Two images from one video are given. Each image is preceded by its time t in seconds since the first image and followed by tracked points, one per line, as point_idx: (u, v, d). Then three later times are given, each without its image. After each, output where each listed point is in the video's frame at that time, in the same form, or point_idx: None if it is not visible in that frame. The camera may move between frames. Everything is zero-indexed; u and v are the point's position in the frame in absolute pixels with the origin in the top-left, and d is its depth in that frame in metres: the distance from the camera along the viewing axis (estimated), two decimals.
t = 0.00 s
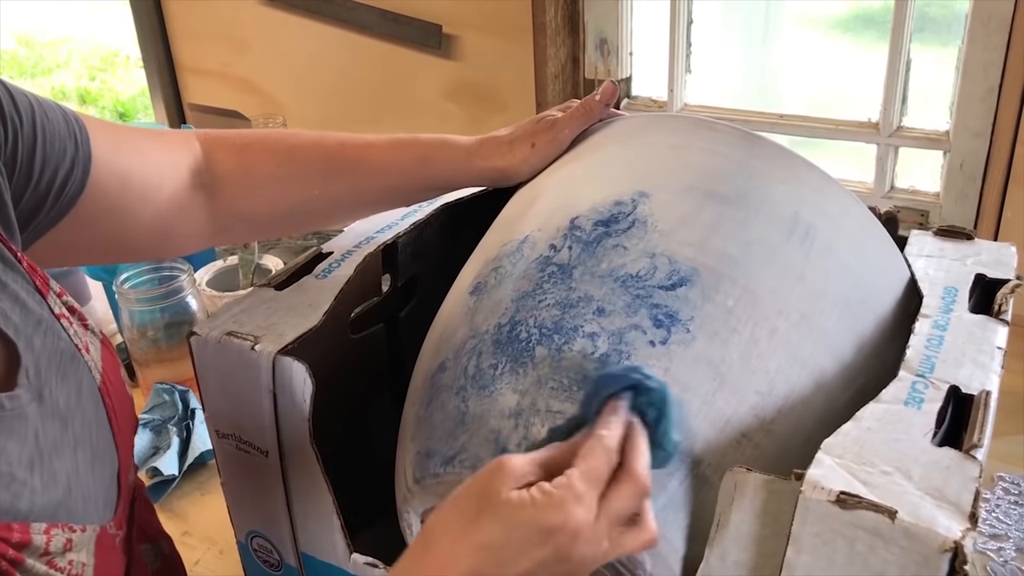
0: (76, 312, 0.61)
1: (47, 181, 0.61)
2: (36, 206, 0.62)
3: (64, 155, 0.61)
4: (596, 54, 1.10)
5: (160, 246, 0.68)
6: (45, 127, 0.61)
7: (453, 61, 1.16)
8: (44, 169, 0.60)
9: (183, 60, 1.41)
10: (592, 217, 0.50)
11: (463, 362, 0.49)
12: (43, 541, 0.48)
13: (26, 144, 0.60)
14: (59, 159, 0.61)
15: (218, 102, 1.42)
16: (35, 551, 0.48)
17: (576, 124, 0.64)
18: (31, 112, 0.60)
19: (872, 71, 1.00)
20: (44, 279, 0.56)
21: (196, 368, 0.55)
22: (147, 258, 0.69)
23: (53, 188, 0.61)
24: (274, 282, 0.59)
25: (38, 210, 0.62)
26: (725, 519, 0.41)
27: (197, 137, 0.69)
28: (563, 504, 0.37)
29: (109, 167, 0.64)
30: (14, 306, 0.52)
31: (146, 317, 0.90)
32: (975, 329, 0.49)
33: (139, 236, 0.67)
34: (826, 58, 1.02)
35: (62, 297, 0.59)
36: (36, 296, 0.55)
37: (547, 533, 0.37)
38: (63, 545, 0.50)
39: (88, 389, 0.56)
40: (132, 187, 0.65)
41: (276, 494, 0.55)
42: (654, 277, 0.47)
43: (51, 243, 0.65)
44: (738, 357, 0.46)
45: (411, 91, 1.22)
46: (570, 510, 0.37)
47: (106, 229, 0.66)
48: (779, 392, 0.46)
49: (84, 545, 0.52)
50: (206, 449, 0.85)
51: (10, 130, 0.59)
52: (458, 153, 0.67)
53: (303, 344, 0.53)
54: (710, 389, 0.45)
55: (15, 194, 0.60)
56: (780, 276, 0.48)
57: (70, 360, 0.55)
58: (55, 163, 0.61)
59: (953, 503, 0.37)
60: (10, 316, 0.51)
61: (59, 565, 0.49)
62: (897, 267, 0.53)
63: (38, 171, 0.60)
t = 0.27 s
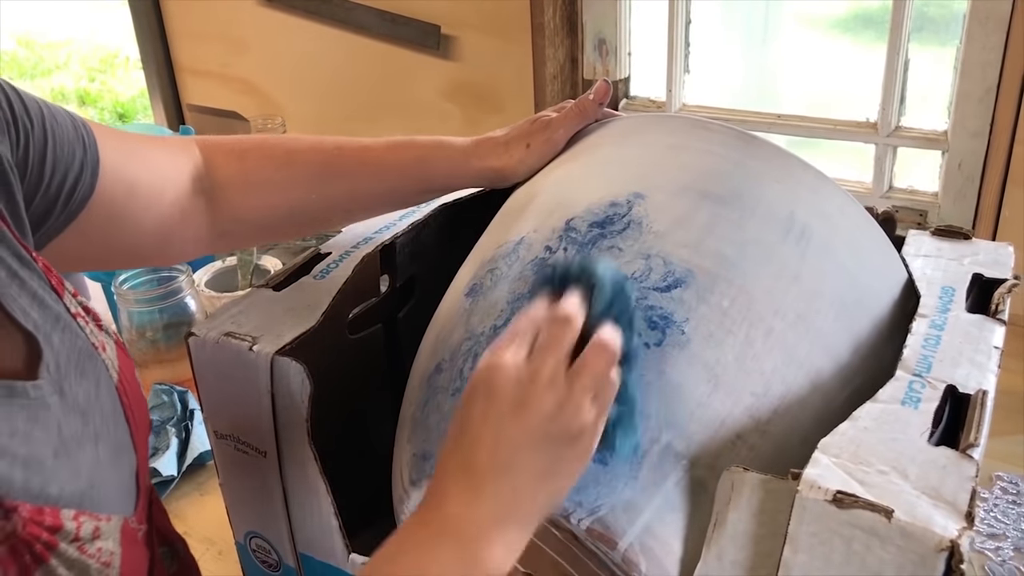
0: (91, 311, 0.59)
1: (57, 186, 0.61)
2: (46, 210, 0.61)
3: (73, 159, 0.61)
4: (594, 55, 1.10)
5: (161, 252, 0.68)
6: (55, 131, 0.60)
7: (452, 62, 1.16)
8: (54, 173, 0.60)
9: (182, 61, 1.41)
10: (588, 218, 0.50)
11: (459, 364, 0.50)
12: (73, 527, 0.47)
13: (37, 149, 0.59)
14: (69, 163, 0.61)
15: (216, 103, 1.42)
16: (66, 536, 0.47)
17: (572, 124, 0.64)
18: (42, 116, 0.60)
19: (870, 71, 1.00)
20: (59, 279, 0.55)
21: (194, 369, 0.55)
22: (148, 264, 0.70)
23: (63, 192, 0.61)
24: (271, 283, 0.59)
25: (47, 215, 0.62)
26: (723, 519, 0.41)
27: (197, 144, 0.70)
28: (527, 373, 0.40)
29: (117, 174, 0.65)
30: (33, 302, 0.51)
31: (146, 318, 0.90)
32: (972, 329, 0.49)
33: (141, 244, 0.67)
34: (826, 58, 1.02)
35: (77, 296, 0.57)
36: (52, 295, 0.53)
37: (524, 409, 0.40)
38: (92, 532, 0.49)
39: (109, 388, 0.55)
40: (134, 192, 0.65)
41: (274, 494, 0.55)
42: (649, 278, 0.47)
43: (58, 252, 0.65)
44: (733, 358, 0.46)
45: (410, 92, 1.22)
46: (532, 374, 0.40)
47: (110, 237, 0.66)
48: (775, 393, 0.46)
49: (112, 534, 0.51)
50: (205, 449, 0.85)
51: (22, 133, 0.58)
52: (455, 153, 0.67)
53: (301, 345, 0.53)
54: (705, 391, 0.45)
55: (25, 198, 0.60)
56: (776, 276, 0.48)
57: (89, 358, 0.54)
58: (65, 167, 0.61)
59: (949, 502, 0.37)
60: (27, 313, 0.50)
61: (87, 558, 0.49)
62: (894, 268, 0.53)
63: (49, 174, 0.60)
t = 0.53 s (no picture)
0: (104, 307, 0.57)
1: (65, 191, 0.61)
2: (55, 214, 0.61)
3: (80, 164, 0.61)
4: (593, 57, 1.10)
5: (167, 261, 0.68)
6: (61, 137, 0.61)
7: (450, 64, 1.17)
8: (63, 179, 0.60)
9: (181, 63, 1.41)
10: (587, 221, 0.50)
11: (458, 367, 0.50)
12: (120, 475, 0.47)
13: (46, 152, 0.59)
14: (76, 167, 0.61)
15: (216, 106, 1.42)
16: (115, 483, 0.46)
17: (569, 127, 0.64)
18: (48, 123, 0.60)
19: (868, 72, 1.00)
20: (71, 275, 0.54)
21: (194, 371, 0.56)
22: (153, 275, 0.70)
23: (71, 197, 0.61)
24: (270, 286, 0.60)
25: (55, 220, 0.61)
26: (720, 520, 0.41)
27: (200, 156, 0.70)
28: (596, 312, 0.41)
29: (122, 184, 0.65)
30: (52, 289, 0.50)
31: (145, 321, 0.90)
32: (969, 331, 0.49)
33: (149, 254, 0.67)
34: (825, 58, 1.02)
35: (88, 290, 0.56)
36: (68, 287, 0.52)
37: (622, 347, 0.40)
38: (136, 485, 0.49)
39: (128, 382, 0.52)
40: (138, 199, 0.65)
41: (273, 496, 0.56)
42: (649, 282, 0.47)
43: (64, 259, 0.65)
44: (732, 361, 0.46)
45: (409, 94, 1.22)
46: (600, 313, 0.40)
47: (116, 247, 0.66)
48: (774, 396, 0.46)
49: (151, 490, 0.50)
50: (204, 451, 0.85)
51: (31, 137, 0.58)
52: (453, 157, 0.67)
53: (300, 347, 0.53)
54: (705, 394, 0.45)
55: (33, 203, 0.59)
56: (775, 280, 0.48)
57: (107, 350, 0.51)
58: (73, 171, 0.61)
59: (945, 503, 0.37)
60: (46, 298, 0.48)
61: (133, 508, 0.48)
62: (892, 270, 0.53)
63: (58, 177, 0.60)
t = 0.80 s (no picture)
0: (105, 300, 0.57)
1: (64, 191, 0.61)
2: (53, 215, 0.61)
3: (77, 165, 0.62)
4: (590, 60, 1.10)
5: (164, 266, 0.69)
6: (58, 139, 0.61)
7: (448, 67, 1.17)
8: (61, 180, 0.60)
9: (180, 67, 1.42)
10: (579, 223, 0.51)
11: (451, 368, 0.50)
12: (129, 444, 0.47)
13: (43, 153, 0.59)
14: (74, 168, 0.61)
15: (214, 109, 1.42)
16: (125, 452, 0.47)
17: (564, 130, 0.65)
18: (44, 126, 0.60)
19: (864, 73, 1.00)
20: (74, 269, 0.53)
21: (190, 374, 0.56)
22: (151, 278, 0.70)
23: (70, 198, 0.61)
24: (266, 288, 0.60)
25: (54, 220, 0.61)
26: (714, 521, 0.41)
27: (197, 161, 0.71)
28: (642, 288, 0.42)
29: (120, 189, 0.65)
30: (55, 279, 0.49)
31: (143, 323, 0.91)
32: (963, 331, 0.49)
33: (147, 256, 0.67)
34: (823, 59, 1.02)
35: (91, 286, 0.55)
36: (72, 280, 0.51)
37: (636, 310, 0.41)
38: (144, 457, 0.49)
39: (135, 371, 0.52)
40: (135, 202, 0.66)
41: (269, 497, 0.56)
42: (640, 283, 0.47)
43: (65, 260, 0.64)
44: (723, 361, 0.46)
45: (406, 96, 1.22)
46: (648, 289, 0.42)
47: (114, 250, 0.66)
48: (765, 396, 0.47)
49: (161, 463, 0.51)
50: (202, 454, 0.85)
51: (29, 140, 0.59)
52: (449, 160, 0.68)
53: (296, 349, 0.54)
54: (696, 394, 0.46)
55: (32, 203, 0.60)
56: (766, 280, 0.48)
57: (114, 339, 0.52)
58: (71, 172, 0.61)
59: (937, 503, 0.37)
60: (52, 288, 0.48)
61: (145, 477, 0.48)
62: (884, 271, 0.53)
63: (56, 178, 0.60)
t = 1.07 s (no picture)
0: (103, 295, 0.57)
1: (63, 191, 0.60)
2: (52, 215, 0.60)
3: (77, 166, 0.62)
4: (588, 61, 1.10)
5: (164, 265, 0.68)
6: (57, 140, 0.61)
7: (445, 69, 1.17)
8: (60, 180, 0.60)
9: (179, 70, 1.42)
10: (577, 222, 0.51)
11: (450, 367, 0.50)
12: (134, 427, 0.47)
13: (42, 151, 0.59)
14: (73, 168, 0.61)
15: (212, 112, 1.42)
16: (129, 437, 0.47)
17: (561, 130, 0.65)
18: (44, 127, 0.60)
19: (861, 74, 1.00)
20: (74, 263, 0.53)
21: (188, 376, 0.56)
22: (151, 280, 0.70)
23: (69, 199, 0.61)
24: (264, 290, 0.60)
25: (53, 221, 0.61)
26: (709, 520, 0.41)
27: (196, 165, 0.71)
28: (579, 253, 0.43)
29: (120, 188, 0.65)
30: (56, 269, 0.49)
31: (141, 325, 0.90)
32: (957, 330, 0.49)
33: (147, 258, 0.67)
34: (822, 59, 1.02)
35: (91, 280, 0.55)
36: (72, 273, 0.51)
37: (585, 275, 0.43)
38: (149, 441, 0.49)
39: (136, 364, 0.52)
40: (135, 204, 0.66)
41: (267, 497, 0.56)
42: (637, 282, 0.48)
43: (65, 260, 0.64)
44: (720, 360, 0.46)
45: (404, 98, 1.23)
46: (587, 256, 0.43)
47: (115, 250, 0.66)
48: (761, 395, 0.47)
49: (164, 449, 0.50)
50: (201, 456, 0.85)
51: (28, 139, 0.58)
52: (446, 162, 0.68)
53: (295, 350, 0.54)
54: (692, 392, 0.46)
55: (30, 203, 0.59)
56: (762, 279, 0.48)
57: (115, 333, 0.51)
58: (70, 172, 0.61)
59: (931, 501, 0.37)
60: (53, 276, 0.48)
61: (150, 460, 0.48)
62: (881, 271, 0.54)
63: (55, 177, 0.60)
